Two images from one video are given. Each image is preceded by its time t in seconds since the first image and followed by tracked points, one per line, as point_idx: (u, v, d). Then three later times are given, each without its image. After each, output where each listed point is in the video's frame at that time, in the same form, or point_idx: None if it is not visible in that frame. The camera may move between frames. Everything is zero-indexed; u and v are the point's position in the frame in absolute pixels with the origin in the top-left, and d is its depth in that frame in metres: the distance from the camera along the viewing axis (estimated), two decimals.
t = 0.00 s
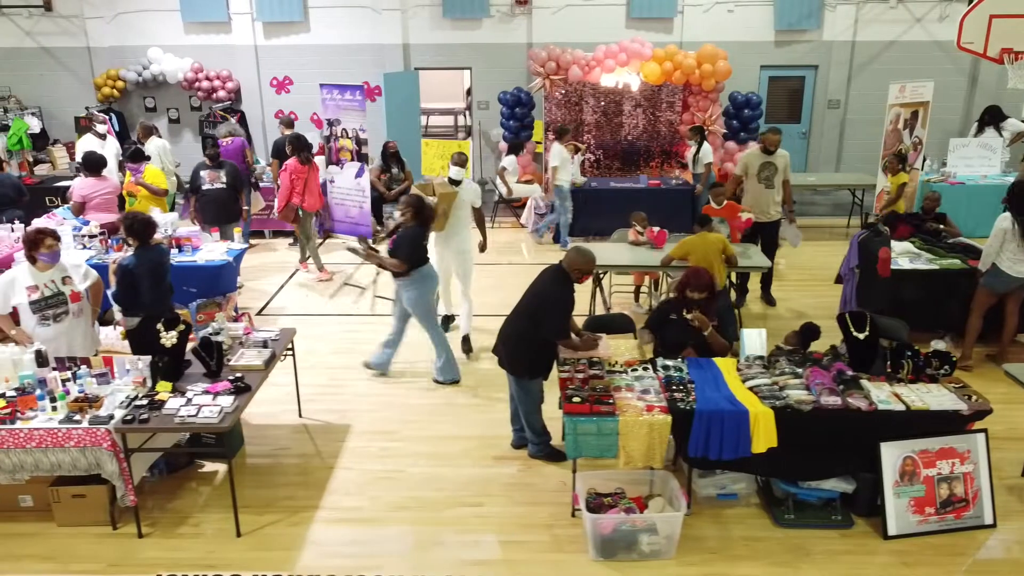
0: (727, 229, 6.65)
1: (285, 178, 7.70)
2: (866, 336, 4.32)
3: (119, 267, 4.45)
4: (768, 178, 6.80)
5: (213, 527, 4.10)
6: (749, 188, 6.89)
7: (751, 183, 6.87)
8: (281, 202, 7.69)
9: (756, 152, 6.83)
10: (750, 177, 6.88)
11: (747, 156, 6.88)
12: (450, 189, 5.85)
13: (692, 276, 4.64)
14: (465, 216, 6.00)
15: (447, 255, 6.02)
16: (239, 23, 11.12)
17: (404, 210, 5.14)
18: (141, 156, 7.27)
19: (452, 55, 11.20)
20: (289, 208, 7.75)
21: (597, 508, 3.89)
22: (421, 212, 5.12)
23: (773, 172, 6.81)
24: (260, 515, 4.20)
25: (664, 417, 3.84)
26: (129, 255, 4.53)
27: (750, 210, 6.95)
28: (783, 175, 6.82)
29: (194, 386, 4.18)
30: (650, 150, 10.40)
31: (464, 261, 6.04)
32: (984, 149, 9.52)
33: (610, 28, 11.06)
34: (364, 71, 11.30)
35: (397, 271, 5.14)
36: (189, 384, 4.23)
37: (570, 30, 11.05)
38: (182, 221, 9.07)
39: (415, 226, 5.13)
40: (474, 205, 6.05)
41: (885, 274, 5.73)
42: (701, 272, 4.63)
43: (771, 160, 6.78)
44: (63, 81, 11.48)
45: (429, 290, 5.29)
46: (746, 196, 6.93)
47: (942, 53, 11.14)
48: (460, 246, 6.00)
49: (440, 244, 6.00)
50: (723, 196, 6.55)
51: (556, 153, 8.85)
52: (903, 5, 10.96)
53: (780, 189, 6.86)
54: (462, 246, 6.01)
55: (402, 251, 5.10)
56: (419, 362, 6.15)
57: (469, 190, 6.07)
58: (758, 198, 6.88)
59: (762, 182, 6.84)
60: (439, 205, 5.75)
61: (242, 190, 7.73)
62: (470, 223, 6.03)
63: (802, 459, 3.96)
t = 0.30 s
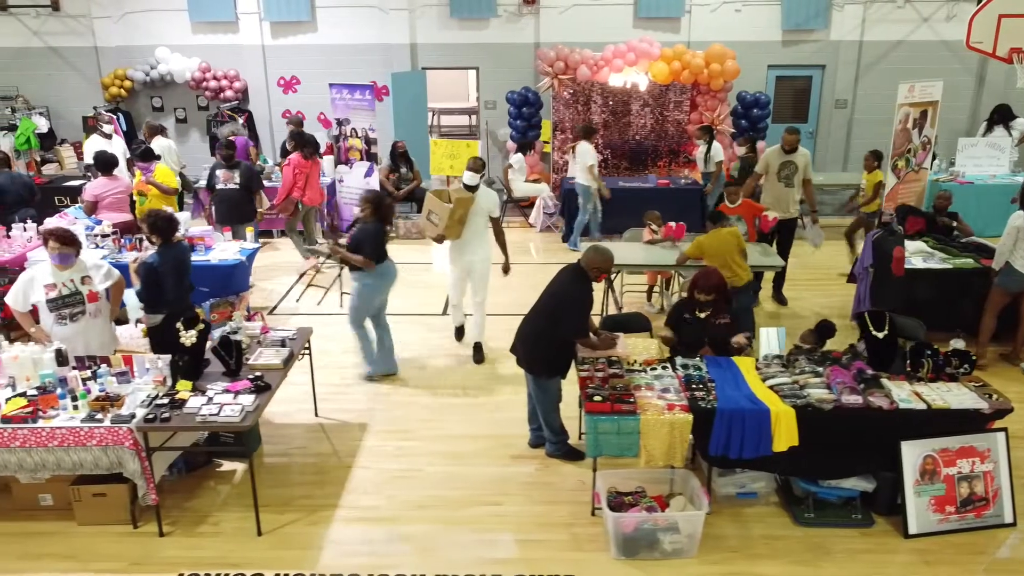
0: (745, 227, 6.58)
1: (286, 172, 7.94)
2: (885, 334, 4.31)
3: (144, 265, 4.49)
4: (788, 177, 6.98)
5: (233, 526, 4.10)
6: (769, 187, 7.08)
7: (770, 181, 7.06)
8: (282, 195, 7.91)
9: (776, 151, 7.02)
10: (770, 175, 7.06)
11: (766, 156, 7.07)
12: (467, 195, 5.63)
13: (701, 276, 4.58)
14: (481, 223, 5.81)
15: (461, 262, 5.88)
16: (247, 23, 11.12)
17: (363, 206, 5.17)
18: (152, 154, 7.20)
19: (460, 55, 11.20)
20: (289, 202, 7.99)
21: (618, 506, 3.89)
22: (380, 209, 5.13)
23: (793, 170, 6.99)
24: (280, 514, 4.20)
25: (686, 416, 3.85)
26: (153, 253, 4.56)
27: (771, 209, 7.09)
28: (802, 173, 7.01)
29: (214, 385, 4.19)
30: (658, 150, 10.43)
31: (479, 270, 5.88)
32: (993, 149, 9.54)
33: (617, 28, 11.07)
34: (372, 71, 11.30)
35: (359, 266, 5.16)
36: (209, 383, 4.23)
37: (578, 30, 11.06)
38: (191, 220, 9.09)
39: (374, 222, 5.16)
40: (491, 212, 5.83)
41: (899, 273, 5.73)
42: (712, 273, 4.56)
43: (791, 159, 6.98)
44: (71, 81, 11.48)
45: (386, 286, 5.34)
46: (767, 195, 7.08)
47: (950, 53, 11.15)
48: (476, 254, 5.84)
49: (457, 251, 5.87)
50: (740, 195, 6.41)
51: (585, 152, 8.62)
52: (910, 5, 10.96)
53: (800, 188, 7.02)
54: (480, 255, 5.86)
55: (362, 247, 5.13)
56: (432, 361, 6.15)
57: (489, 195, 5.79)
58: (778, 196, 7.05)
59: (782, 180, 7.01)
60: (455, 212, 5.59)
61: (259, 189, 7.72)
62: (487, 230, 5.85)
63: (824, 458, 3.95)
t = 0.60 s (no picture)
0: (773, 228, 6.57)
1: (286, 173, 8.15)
2: (903, 333, 4.31)
3: (169, 264, 4.48)
4: (801, 176, 7.09)
5: (254, 525, 4.11)
6: (782, 185, 7.21)
7: (783, 180, 7.18)
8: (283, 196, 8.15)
9: (788, 151, 7.12)
10: (783, 174, 7.18)
11: (780, 156, 7.19)
12: (478, 209, 5.31)
13: (714, 279, 4.48)
14: (493, 238, 5.48)
15: (472, 280, 5.53)
16: (255, 23, 11.12)
17: (318, 210, 5.18)
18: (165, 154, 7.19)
19: (467, 54, 11.21)
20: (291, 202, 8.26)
21: (640, 506, 3.90)
22: (336, 212, 5.16)
23: (806, 168, 7.08)
24: (301, 513, 4.21)
25: (708, 415, 3.85)
26: (173, 253, 4.59)
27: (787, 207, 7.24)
28: (816, 172, 7.09)
29: (235, 384, 4.20)
30: (666, 150, 10.41)
31: (490, 287, 5.56)
32: (1001, 149, 9.55)
33: (625, 28, 11.08)
34: (380, 71, 11.32)
35: (321, 272, 5.20)
36: (229, 383, 4.24)
37: (586, 30, 11.07)
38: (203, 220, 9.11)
39: (331, 226, 5.20)
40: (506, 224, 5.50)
41: (915, 273, 5.74)
42: (725, 274, 4.47)
43: (804, 157, 7.06)
44: (78, 81, 11.49)
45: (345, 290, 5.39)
46: (780, 193, 7.22)
47: (957, 53, 11.15)
48: (487, 272, 5.52)
49: (467, 269, 5.52)
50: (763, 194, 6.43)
51: (615, 153, 8.78)
52: (918, 5, 10.97)
53: (812, 187, 7.13)
54: (491, 272, 5.53)
55: (324, 252, 5.16)
56: (446, 360, 6.16)
57: (501, 207, 5.48)
58: (790, 194, 7.18)
59: (795, 179, 7.13)
60: (469, 226, 5.26)
61: (270, 190, 7.71)
62: (499, 245, 5.52)
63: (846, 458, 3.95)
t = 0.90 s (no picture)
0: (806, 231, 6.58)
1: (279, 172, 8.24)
2: (925, 333, 4.34)
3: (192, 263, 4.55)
4: (802, 176, 7.12)
5: (277, 524, 4.11)
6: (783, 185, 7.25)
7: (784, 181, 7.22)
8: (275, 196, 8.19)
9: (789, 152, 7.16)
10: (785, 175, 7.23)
11: (781, 156, 7.24)
12: (482, 219, 4.99)
13: (736, 277, 4.47)
14: (499, 248, 5.18)
15: (479, 293, 5.28)
16: (263, 23, 11.13)
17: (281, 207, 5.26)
18: (178, 154, 7.21)
19: (475, 54, 11.21)
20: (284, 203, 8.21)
21: (662, 505, 3.91)
22: (296, 211, 5.23)
23: (807, 169, 7.10)
24: (323, 512, 4.22)
25: (731, 414, 3.86)
26: (194, 252, 4.65)
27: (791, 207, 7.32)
28: (817, 173, 7.11)
29: (257, 384, 4.21)
30: (674, 150, 10.44)
31: (498, 300, 5.29)
32: (1011, 149, 9.51)
33: (633, 28, 11.09)
34: (388, 71, 11.33)
35: (271, 266, 5.27)
36: (251, 382, 4.25)
37: (593, 30, 11.07)
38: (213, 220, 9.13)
39: (292, 224, 5.27)
40: (511, 234, 5.18)
41: (930, 273, 5.76)
42: (747, 273, 4.47)
43: (804, 157, 7.09)
44: (86, 81, 11.50)
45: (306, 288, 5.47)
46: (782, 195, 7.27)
47: (965, 53, 11.16)
48: (494, 284, 5.24)
49: (473, 280, 5.24)
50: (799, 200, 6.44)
51: (642, 152, 8.72)
52: (926, 5, 10.97)
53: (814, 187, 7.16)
54: (497, 284, 5.25)
55: (278, 248, 5.22)
56: (460, 360, 6.18)
57: (506, 216, 5.17)
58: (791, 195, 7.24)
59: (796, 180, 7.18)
60: (471, 238, 4.97)
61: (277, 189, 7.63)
62: (506, 256, 5.23)
63: (869, 457, 3.96)
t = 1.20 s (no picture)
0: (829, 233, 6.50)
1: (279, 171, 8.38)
2: (945, 332, 4.40)
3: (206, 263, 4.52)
4: (795, 177, 7.06)
5: (300, 523, 4.12)
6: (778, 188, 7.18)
7: (777, 184, 7.15)
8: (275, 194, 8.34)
9: (778, 157, 7.11)
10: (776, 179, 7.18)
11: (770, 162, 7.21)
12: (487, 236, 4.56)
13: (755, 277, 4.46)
14: (506, 269, 4.71)
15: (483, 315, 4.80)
16: (271, 23, 11.14)
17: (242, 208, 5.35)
18: (190, 154, 7.25)
19: (483, 54, 11.22)
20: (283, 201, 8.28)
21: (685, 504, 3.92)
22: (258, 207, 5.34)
23: (797, 171, 7.05)
24: (345, 511, 4.23)
25: (754, 414, 3.86)
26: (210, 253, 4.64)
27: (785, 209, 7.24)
28: (808, 174, 7.07)
29: (278, 383, 4.21)
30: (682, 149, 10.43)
31: (503, 323, 4.75)
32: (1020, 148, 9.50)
33: (641, 28, 11.09)
34: (396, 71, 11.34)
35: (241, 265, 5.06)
36: (272, 381, 4.25)
37: (602, 29, 11.08)
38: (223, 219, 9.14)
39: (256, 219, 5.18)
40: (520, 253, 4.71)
41: (944, 272, 5.75)
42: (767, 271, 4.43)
43: (795, 160, 7.03)
44: (94, 80, 11.50)
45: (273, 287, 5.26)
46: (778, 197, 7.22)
47: (972, 53, 11.15)
48: (498, 306, 4.73)
49: (476, 300, 4.76)
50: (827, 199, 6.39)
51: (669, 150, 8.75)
52: (934, 4, 10.97)
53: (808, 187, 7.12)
54: (502, 305, 4.74)
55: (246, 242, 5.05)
56: (476, 360, 6.18)
57: (516, 235, 4.74)
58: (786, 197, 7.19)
59: (788, 182, 7.10)
60: (471, 256, 4.52)
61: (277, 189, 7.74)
62: (514, 276, 4.74)
63: (892, 456, 3.96)
